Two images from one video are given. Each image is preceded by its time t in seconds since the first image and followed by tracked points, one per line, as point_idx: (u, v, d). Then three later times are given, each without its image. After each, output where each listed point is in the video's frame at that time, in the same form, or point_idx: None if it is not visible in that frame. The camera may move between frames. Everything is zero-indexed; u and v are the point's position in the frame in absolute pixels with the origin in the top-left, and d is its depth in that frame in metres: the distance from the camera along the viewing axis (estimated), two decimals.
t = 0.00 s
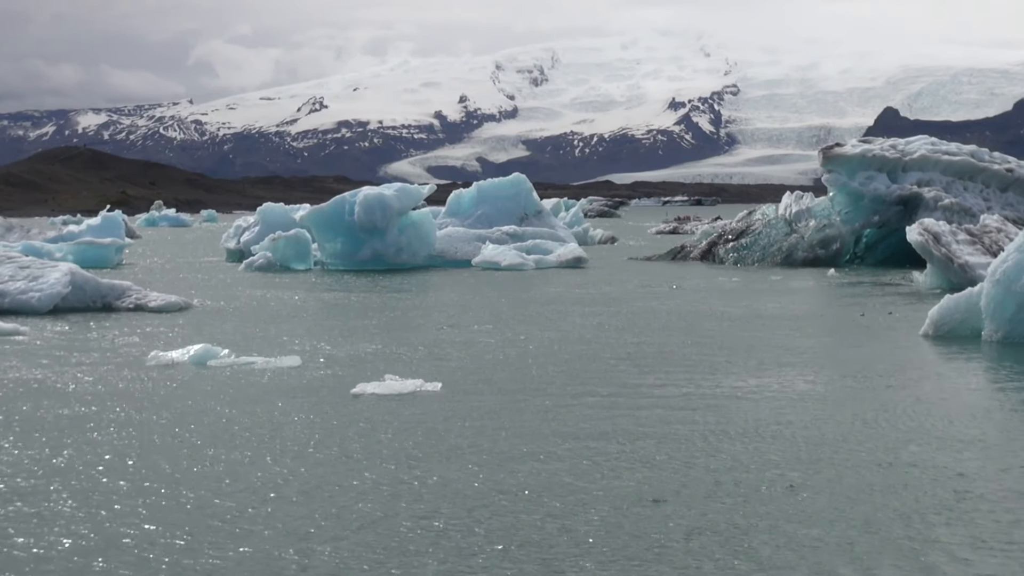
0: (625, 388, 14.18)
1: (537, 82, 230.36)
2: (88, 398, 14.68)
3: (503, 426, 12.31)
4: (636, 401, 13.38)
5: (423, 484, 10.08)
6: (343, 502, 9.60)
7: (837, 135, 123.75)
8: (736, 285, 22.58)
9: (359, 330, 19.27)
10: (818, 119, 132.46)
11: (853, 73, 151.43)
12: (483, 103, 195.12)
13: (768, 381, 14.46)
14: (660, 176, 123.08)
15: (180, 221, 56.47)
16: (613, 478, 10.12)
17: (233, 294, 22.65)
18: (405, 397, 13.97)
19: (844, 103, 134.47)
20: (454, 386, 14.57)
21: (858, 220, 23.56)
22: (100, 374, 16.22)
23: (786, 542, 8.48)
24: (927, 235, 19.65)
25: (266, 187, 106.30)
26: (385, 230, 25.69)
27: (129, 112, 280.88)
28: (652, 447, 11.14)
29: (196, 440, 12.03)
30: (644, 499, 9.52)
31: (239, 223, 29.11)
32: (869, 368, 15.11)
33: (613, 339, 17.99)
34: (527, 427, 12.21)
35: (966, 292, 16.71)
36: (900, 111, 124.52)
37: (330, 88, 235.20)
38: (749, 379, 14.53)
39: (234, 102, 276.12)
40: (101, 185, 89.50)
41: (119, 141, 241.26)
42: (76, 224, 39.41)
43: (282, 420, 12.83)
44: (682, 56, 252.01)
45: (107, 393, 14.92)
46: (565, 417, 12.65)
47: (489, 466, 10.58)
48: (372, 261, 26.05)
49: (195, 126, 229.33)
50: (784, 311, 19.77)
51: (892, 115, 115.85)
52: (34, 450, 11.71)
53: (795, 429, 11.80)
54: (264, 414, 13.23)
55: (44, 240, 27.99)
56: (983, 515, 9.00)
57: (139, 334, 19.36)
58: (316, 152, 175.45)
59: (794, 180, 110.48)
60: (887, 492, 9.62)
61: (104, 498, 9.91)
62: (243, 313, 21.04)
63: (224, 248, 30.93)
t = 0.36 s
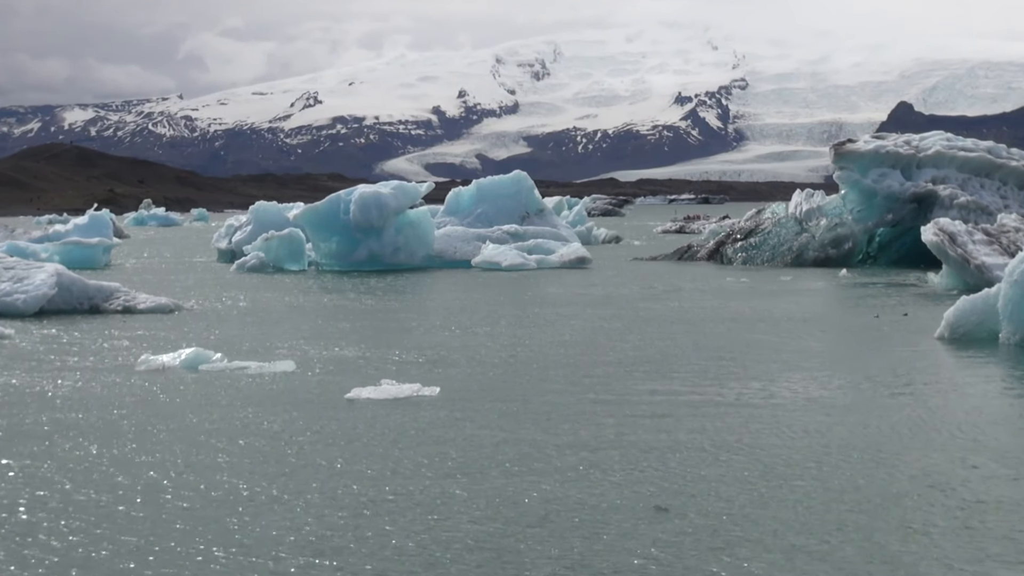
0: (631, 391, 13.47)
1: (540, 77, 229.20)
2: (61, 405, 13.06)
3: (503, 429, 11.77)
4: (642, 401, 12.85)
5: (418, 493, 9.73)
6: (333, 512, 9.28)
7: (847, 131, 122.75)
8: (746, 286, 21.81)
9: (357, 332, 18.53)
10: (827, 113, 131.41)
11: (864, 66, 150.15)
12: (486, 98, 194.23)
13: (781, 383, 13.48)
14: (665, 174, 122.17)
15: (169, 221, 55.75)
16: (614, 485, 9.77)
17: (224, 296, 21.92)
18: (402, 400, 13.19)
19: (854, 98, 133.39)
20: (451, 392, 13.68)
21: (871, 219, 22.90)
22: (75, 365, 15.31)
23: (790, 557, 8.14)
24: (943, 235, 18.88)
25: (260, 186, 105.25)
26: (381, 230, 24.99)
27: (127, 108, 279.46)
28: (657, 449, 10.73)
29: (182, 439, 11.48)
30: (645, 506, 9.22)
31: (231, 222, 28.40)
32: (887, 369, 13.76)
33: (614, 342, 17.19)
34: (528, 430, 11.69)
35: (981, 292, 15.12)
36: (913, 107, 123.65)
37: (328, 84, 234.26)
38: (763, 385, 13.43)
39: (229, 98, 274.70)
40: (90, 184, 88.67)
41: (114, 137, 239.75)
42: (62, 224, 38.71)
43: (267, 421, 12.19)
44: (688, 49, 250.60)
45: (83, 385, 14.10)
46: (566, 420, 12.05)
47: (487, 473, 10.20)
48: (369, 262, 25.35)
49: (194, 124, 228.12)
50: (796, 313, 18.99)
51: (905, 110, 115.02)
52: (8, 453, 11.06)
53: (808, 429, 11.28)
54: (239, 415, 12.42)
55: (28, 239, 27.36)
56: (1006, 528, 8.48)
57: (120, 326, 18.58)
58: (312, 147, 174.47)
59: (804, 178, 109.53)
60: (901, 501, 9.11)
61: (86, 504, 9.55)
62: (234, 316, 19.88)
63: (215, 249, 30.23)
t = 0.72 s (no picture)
0: (633, 394, 13.29)
1: (541, 76, 228.54)
2: (55, 408, 12.82)
3: (504, 432, 11.59)
4: (643, 403, 12.70)
5: (411, 494, 9.61)
6: (327, 513, 9.17)
7: (849, 131, 122.54)
8: (748, 288, 21.65)
9: (356, 334, 18.40)
10: (829, 113, 131.22)
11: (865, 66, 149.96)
12: (486, 98, 194.16)
13: (788, 388, 13.19)
14: (666, 174, 122.04)
15: (167, 222, 55.63)
16: (612, 487, 9.64)
17: (223, 298, 21.77)
18: (400, 402, 13.05)
19: (857, 98, 133.19)
20: (451, 394, 13.56)
21: (874, 220, 22.82)
22: (73, 368, 15.16)
23: (792, 559, 8.03)
24: (946, 237, 18.70)
25: (257, 186, 105.10)
26: (381, 231, 24.88)
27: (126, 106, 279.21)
28: (655, 451, 10.60)
29: (176, 442, 11.30)
30: (644, 509, 9.09)
31: (230, 223, 28.29)
32: (892, 372, 13.56)
33: (615, 344, 17.01)
34: (527, 433, 11.51)
35: (983, 295, 14.97)
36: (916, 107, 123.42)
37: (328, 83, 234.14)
38: (767, 390, 13.11)
39: (227, 97, 274.54)
40: (87, 185, 88.58)
41: (111, 137, 239.60)
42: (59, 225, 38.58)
43: (261, 423, 12.02)
44: (690, 48, 250.30)
45: (79, 388, 13.96)
46: (565, 423, 11.88)
47: (482, 475, 10.09)
48: (368, 264, 25.23)
49: (193, 124, 227.92)
50: (798, 315, 18.85)
51: (908, 110, 114.81)
52: None
53: (813, 431, 11.11)
54: (233, 417, 12.26)
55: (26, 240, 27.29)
56: (1008, 530, 8.36)
57: (117, 329, 18.45)
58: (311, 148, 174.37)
59: (806, 178, 109.40)
60: (906, 504, 8.98)
61: (80, 507, 9.41)
62: (234, 319, 19.64)
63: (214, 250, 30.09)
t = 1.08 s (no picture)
0: (631, 395, 13.27)
1: (540, 77, 228.29)
2: (52, 411, 12.76)
3: (503, 434, 11.56)
4: (641, 406, 12.68)
5: (407, 495, 9.59)
6: (326, 516, 9.12)
7: (849, 133, 122.49)
8: (747, 290, 21.63)
9: (354, 335, 18.36)
10: (828, 115, 131.19)
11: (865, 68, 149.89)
12: (485, 100, 194.13)
13: (788, 390, 13.15)
14: (665, 176, 122.01)
15: (166, 224, 55.58)
16: (609, 488, 9.63)
17: (222, 300, 21.71)
18: (398, 403, 13.05)
19: (857, 100, 133.15)
20: (450, 395, 13.56)
21: (873, 221, 22.83)
22: (69, 370, 15.11)
23: (788, 560, 8.02)
24: (946, 239, 18.66)
25: (255, 188, 105.15)
26: (380, 232, 24.88)
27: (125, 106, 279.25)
28: (652, 453, 10.58)
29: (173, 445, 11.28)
30: (641, 510, 9.07)
31: (229, 225, 28.29)
32: (891, 374, 13.53)
33: (615, 347, 16.99)
34: (525, 436, 11.47)
35: (984, 295, 14.95)
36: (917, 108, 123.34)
37: (326, 85, 234.08)
38: (767, 392, 13.07)
39: (225, 100, 274.56)
40: (86, 186, 88.52)
41: (109, 139, 239.66)
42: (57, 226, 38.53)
43: (258, 425, 11.98)
44: (690, 50, 250.28)
45: (76, 390, 13.90)
46: (563, 425, 11.86)
47: (483, 477, 10.06)
48: (367, 266, 25.21)
49: (192, 126, 227.95)
50: (797, 317, 18.82)
51: (909, 112, 114.72)
52: None
53: (810, 433, 11.09)
54: (231, 420, 12.21)
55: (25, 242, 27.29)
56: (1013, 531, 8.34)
57: (116, 330, 18.40)
58: (310, 150, 174.45)
59: (805, 180, 109.37)
60: (904, 506, 8.95)
61: (76, 508, 9.40)
62: (233, 321, 19.59)
63: (212, 251, 30.05)
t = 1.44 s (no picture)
0: (627, 398, 13.23)
1: (538, 80, 228.38)
2: (46, 413, 12.72)
3: (500, 437, 11.50)
4: (636, 408, 12.63)
5: (400, 499, 9.53)
6: (319, 519, 9.09)
7: (847, 135, 122.47)
8: (745, 292, 21.60)
9: (352, 337, 18.33)
10: (826, 117, 131.18)
11: (863, 70, 149.87)
12: (483, 102, 194.14)
13: (784, 392, 13.12)
14: (663, 179, 121.98)
15: (163, 225, 55.53)
16: (603, 492, 9.57)
17: (219, 302, 21.68)
18: (393, 405, 13.01)
19: (855, 102, 133.17)
20: (447, 398, 13.52)
21: (871, 224, 22.81)
22: (66, 372, 15.09)
23: (779, 563, 8.00)
24: (944, 242, 18.64)
25: (252, 190, 105.14)
26: (377, 234, 24.86)
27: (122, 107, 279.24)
28: (646, 456, 10.54)
29: (166, 447, 11.23)
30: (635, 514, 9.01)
31: (226, 227, 28.27)
32: (888, 377, 13.49)
33: (614, 348, 16.96)
34: (520, 438, 11.41)
35: (982, 299, 14.94)
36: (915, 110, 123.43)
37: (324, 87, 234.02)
38: (763, 395, 13.04)
39: (223, 101, 274.60)
40: (82, 188, 88.42)
41: (106, 141, 239.72)
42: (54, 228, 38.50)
43: (252, 428, 11.92)
44: (688, 52, 250.24)
45: (72, 392, 13.86)
46: (559, 427, 11.82)
47: (477, 480, 10.02)
48: (364, 268, 25.19)
49: (189, 128, 227.94)
50: (794, 319, 18.80)
51: (907, 114, 114.86)
52: None
53: (805, 437, 11.03)
54: (228, 422, 12.17)
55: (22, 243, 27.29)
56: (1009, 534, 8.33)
57: (113, 333, 18.38)
58: (307, 151, 174.40)
59: (803, 183, 109.35)
60: (902, 510, 8.90)
61: (66, 511, 9.35)
62: (229, 322, 19.57)
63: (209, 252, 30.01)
